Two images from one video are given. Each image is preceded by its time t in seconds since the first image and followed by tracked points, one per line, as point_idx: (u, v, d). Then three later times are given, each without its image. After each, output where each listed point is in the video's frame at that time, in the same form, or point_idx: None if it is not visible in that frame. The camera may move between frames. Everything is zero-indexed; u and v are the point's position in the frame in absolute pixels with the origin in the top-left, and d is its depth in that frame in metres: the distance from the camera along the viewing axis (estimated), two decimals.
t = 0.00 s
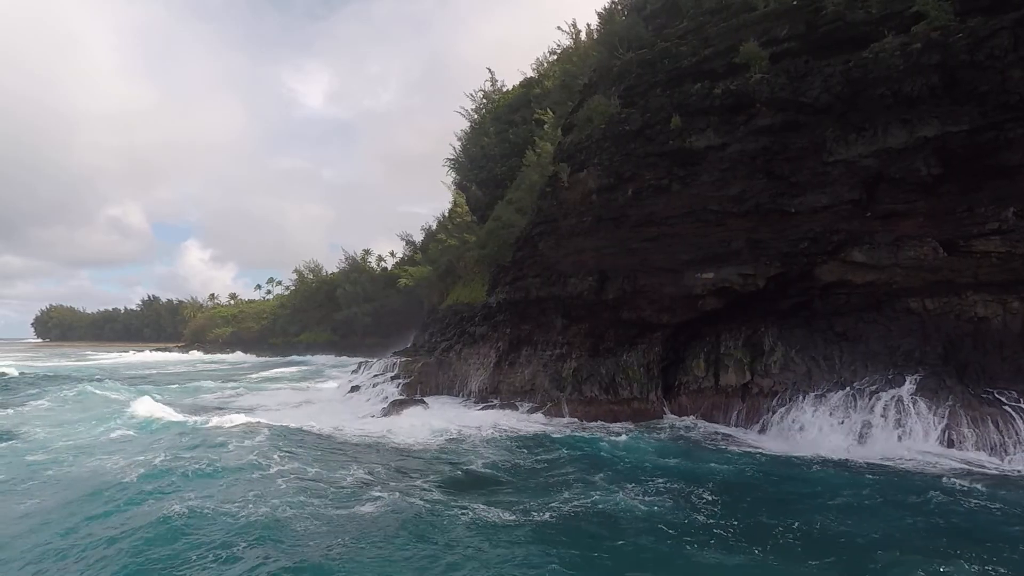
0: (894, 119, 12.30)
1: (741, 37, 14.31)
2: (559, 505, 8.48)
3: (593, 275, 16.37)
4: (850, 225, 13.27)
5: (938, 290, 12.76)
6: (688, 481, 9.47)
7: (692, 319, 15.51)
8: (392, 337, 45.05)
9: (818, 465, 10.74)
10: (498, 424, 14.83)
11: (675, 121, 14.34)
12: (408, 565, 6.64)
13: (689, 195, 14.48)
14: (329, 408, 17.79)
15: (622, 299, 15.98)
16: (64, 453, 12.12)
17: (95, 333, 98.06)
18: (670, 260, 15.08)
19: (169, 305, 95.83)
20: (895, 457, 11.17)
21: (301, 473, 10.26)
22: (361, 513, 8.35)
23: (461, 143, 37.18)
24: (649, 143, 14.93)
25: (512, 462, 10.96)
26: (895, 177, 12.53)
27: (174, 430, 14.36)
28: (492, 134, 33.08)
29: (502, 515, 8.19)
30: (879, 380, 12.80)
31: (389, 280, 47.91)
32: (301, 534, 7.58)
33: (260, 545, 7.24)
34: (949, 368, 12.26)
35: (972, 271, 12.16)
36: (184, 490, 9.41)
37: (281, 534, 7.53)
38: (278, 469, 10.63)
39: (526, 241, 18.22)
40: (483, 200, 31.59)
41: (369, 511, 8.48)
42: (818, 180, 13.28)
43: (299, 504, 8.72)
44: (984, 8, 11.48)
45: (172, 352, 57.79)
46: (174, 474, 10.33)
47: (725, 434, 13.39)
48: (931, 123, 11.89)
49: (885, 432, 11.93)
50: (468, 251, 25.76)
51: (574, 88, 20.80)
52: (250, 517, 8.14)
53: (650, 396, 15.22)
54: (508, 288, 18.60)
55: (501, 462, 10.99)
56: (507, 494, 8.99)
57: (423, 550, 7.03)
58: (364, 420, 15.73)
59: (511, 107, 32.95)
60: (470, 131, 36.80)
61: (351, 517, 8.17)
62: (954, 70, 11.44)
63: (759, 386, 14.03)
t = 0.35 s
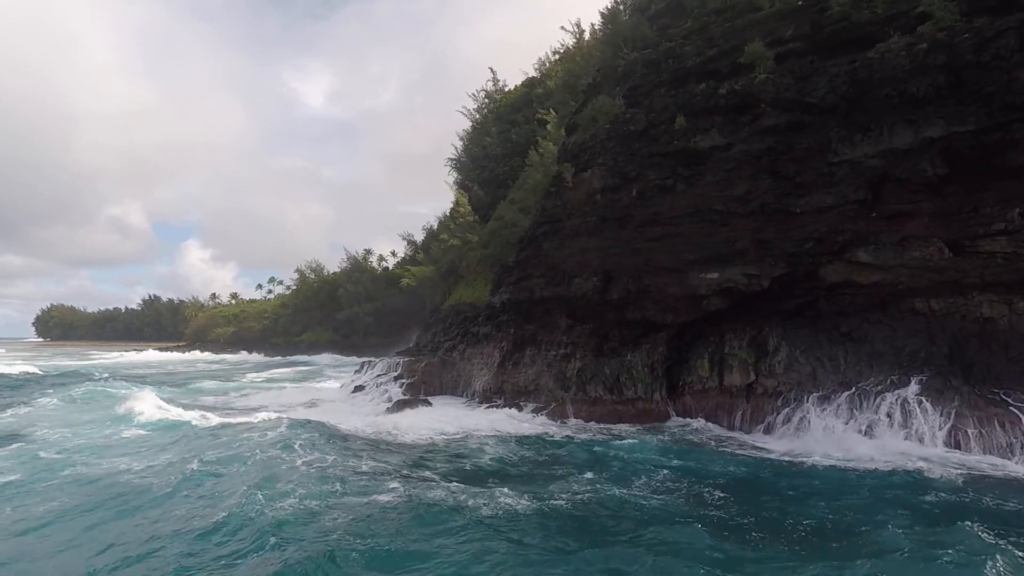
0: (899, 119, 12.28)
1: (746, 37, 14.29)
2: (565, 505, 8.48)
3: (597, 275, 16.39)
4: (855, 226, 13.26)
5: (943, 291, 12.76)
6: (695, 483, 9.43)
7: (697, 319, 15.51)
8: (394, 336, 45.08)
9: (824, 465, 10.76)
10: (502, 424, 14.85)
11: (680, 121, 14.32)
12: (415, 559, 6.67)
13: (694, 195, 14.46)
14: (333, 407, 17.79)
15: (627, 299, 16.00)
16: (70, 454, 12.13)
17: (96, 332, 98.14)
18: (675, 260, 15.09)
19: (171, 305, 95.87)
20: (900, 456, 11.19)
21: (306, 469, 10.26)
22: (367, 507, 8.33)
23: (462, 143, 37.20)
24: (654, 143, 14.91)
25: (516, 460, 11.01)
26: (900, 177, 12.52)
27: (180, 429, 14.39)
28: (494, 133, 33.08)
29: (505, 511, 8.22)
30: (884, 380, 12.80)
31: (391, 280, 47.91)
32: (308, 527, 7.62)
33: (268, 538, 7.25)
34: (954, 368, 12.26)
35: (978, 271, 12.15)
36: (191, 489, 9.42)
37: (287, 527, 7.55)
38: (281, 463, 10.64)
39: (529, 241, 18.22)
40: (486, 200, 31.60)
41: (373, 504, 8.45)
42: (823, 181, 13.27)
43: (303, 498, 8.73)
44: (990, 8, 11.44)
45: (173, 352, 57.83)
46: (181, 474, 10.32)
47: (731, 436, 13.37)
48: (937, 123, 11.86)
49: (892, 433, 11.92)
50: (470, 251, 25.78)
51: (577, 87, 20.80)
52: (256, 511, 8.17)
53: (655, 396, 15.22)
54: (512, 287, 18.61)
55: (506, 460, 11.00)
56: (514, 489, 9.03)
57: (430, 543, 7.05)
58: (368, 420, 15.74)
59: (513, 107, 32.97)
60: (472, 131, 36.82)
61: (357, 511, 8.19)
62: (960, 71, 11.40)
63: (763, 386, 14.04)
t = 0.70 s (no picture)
0: (905, 120, 12.27)
1: (750, 38, 14.28)
2: (574, 506, 8.49)
3: (601, 276, 16.40)
4: (860, 226, 13.25)
5: (948, 291, 12.77)
6: (704, 484, 9.44)
7: (702, 320, 15.52)
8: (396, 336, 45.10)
9: (830, 467, 10.78)
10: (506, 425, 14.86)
11: (684, 121, 14.31)
12: (426, 561, 6.70)
13: (699, 195, 14.46)
14: (337, 408, 17.79)
15: (632, 299, 16.02)
16: (80, 455, 12.18)
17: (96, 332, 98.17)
18: (679, 261, 15.08)
19: (172, 305, 95.93)
20: (907, 458, 11.19)
21: (314, 468, 10.28)
22: (377, 506, 8.33)
23: (464, 144, 37.22)
24: (658, 143, 14.90)
25: (525, 462, 11.03)
26: (906, 178, 12.50)
27: (187, 430, 14.41)
28: (495, 134, 33.07)
29: (514, 512, 8.24)
30: (889, 381, 12.82)
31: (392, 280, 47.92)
32: (321, 529, 7.60)
33: (280, 543, 7.25)
34: (960, 368, 12.28)
35: (984, 272, 12.14)
36: (200, 497, 9.39)
37: (298, 533, 7.53)
38: (289, 467, 10.61)
39: (533, 242, 18.22)
40: (488, 200, 31.59)
41: (382, 504, 8.47)
42: (828, 181, 13.26)
43: (312, 499, 8.73)
44: (995, 9, 11.44)
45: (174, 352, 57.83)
46: (190, 480, 10.31)
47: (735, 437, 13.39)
48: (943, 123, 11.84)
49: (896, 433, 11.94)
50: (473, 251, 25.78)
51: (580, 87, 20.80)
52: (267, 518, 8.14)
53: (660, 396, 15.22)
54: (516, 288, 18.62)
55: (513, 461, 11.00)
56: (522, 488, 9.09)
57: (443, 545, 7.06)
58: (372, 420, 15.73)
59: (515, 107, 32.98)
60: (474, 131, 36.83)
61: (368, 510, 8.21)
62: (966, 71, 11.40)
63: (768, 386, 14.05)
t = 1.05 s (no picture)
0: (910, 121, 12.25)
1: (755, 39, 14.27)
2: (583, 511, 8.47)
3: (606, 276, 16.41)
4: (865, 227, 13.24)
5: (954, 293, 12.77)
6: (712, 487, 9.39)
7: (706, 320, 15.52)
8: (398, 336, 45.15)
9: (836, 468, 10.78)
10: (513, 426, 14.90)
11: (689, 122, 14.29)
12: (434, 568, 6.73)
13: (703, 196, 14.46)
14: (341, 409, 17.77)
15: (636, 300, 16.05)
16: (85, 461, 12.15)
17: (97, 332, 98.22)
18: (684, 261, 15.09)
19: (172, 305, 95.88)
20: (913, 460, 11.19)
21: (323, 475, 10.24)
22: (386, 512, 8.32)
23: (466, 144, 37.24)
24: (663, 144, 14.89)
25: (531, 460, 11.00)
26: (911, 179, 12.49)
27: (192, 434, 14.38)
28: (497, 134, 33.10)
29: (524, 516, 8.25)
30: (895, 382, 12.82)
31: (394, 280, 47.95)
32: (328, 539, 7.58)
33: (288, 556, 7.20)
34: (966, 369, 12.28)
35: (990, 273, 12.13)
36: (206, 506, 9.37)
37: (306, 543, 7.50)
38: (296, 474, 10.58)
39: (537, 243, 18.22)
40: (491, 200, 31.54)
41: (391, 508, 8.50)
42: (833, 182, 13.25)
43: (322, 507, 8.72)
44: (1001, 10, 11.41)
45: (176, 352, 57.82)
46: (196, 488, 10.28)
47: (740, 438, 13.40)
48: (948, 125, 11.83)
49: (903, 435, 11.95)
50: (475, 251, 25.83)
51: (584, 88, 20.81)
52: (275, 529, 8.12)
53: (665, 397, 15.22)
54: (520, 289, 18.62)
55: (519, 461, 11.00)
56: (527, 495, 9.09)
57: (455, 554, 7.04)
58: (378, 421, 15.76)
59: (517, 107, 33.01)
60: (475, 132, 36.87)
61: (382, 514, 8.21)
62: (972, 72, 11.38)
63: (773, 387, 14.08)
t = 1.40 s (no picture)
0: (916, 122, 12.24)
1: (760, 39, 14.26)
2: (591, 515, 8.45)
3: (611, 278, 16.42)
4: (870, 228, 13.24)
5: (959, 294, 12.75)
6: (720, 490, 9.37)
7: (711, 322, 15.51)
8: (400, 336, 45.18)
9: (844, 469, 10.80)
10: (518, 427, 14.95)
11: (694, 123, 14.27)
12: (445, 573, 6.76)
13: (708, 197, 14.45)
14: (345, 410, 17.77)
15: (641, 301, 16.06)
16: (92, 467, 12.19)
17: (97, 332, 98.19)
18: (688, 262, 15.09)
19: (173, 305, 95.81)
20: (919, 462, 11.18)
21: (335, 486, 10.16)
22: (393, 522, 8.31)
23: (467, 144, 37.26)
24: (667, 145, 14.87)
25: (539, 461, 10.98)
26: (917, 180, 12.49)
27: (197, 438, 14.39)
28: (499, 134, 33.11)
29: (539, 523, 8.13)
30: (900, 384, 12.83)
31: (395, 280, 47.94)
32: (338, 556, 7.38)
33: (297, 570, 7.12)
34: (971, 371, 12.28)
35: (995, 274, 12.11)
36: (213, 513, 9.31)
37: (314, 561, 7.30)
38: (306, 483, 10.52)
39: (541, 244, 18.22)
40: (493, 200, 31.49)
41: (398, 518, 8.51)
42: (838, 183, 13.25)
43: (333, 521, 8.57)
44: (1007, 11, 11.40)
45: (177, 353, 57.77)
46: (204, 495, 10.26)
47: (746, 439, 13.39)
48: (954, 126, 11.82)
49: (909, 437, 11.94)
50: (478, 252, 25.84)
51: (588, 88, 20.83)
52: (282, 545, 7.92)
53: (669, 397, 15.19)
54: (524, 289, 18.62)
55: (526, 462, 11.01)
56: (535, 498, 9.10)
57: (468, 566, 6.95)
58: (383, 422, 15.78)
59: (519, 107, 33.04)
60: (477, 132, 36.90)
61: (400, 526, 8.16)
62: (978, 74, 11.38)
63: (778, 388, 14.09)
